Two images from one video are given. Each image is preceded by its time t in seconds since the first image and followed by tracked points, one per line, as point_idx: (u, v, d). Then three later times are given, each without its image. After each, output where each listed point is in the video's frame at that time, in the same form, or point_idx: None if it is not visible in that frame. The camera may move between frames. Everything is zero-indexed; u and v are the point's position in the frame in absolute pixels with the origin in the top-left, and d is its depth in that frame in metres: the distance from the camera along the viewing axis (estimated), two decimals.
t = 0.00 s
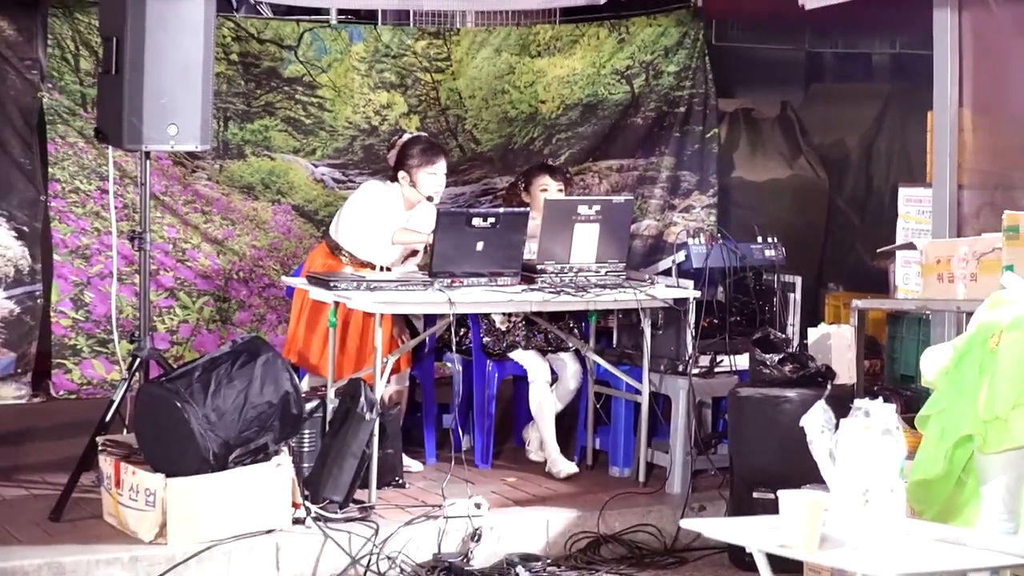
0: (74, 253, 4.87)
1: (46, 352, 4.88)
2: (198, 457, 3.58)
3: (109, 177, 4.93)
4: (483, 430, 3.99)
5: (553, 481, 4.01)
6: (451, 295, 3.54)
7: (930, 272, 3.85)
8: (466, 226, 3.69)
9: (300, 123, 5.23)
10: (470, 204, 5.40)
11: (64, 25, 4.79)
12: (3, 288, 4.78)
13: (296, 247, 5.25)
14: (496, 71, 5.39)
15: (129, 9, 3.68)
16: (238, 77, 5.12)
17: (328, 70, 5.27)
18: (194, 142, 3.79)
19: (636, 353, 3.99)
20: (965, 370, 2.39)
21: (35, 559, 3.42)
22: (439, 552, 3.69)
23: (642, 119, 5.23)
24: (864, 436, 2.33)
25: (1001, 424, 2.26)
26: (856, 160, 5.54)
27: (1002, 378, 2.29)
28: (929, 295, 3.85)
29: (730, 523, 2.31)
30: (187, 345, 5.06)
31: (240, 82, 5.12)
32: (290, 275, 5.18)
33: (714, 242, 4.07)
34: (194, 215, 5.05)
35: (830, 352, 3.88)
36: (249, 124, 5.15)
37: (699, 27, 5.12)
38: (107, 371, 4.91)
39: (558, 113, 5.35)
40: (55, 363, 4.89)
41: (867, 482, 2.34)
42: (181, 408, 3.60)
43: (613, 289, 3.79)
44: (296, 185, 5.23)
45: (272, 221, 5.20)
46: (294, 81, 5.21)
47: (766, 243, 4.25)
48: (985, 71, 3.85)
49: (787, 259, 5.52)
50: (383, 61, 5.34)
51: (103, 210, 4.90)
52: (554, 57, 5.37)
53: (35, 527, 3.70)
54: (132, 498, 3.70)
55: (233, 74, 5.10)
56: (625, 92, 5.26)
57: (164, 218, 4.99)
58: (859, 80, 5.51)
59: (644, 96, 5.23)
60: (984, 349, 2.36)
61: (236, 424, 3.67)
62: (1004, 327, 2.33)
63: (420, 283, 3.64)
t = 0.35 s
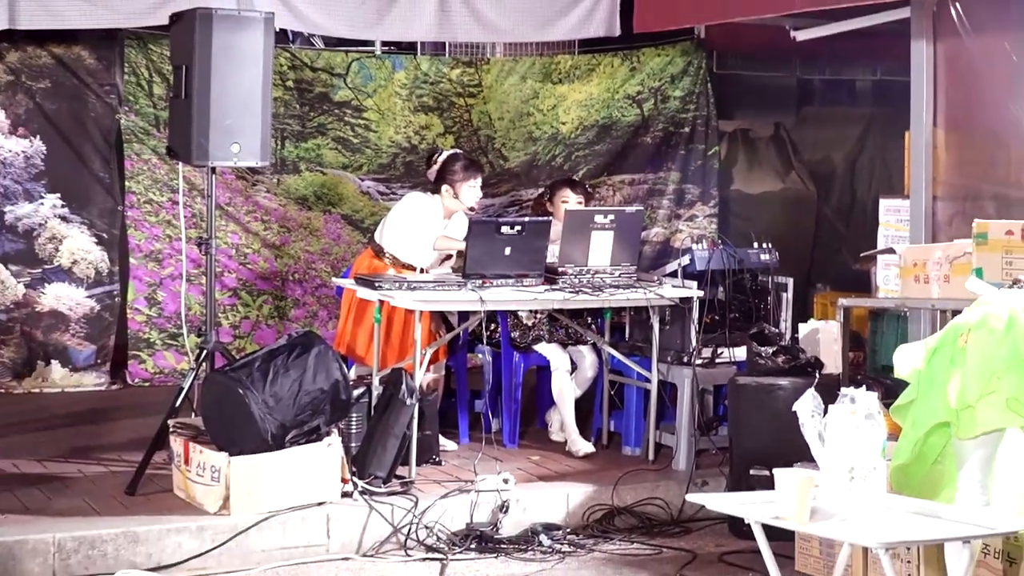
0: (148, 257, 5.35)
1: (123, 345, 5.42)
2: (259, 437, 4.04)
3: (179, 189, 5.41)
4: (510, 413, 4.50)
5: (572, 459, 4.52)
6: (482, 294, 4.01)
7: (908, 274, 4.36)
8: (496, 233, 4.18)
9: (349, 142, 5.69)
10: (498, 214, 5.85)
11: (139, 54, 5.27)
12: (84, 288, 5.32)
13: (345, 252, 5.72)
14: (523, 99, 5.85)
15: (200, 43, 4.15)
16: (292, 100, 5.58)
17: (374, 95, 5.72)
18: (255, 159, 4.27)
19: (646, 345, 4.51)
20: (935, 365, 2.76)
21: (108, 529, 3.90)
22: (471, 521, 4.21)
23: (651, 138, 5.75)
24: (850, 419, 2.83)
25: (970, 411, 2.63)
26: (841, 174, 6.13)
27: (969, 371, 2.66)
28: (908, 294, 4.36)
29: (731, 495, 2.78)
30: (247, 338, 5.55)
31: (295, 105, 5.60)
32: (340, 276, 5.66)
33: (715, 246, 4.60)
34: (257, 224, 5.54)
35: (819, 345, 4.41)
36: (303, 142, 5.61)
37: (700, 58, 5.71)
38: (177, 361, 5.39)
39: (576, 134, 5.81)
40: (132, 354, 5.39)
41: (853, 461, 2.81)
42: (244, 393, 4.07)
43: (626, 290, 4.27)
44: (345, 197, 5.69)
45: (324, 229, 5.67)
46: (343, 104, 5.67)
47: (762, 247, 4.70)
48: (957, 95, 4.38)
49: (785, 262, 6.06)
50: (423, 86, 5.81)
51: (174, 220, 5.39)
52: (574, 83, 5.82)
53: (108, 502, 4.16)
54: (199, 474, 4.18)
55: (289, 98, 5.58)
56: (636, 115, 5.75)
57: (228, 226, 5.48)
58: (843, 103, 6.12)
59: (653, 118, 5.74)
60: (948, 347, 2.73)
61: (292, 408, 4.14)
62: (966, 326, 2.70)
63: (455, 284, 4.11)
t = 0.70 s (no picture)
0: (209, 261, 5.86)
1: (188, 338, 5.91)
2: (309, 420, 4.60)
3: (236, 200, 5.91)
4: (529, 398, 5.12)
5: (584, 440, 5.10)
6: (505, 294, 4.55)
7: (883, 276, 4.91)
8: (517, 240, 4.73)
9: (387, 159, 6.24)
10: (519, 223, 6.42)
11: (200, 81, 5.77)
12: (152, 289, 5.80)
13: (384, 257, 6.26)
14: (540, 120, 6.41)
15: (256, 74, 4.70)
16: (337, 121, 6.13)
17: (408, 118, 6.26)
18: (304, 175, 4.83)
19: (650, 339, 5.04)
20: (903, 360, 3.63)
21: (172, 503, 4.45)
22: (495, 495, 4.76)
23: (654, 156, 6.31)
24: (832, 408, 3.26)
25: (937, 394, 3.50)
26: (823, 188, 6.67)
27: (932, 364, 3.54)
28: (883, 294, 4.91)
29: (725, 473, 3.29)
30: (297, 333, 6.10)
31: (339, 127, 6.15)
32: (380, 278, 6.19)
33: (711, 251, 5.13)
34: (305, 234, 6.08)
35: (803, 338, 5.01)
36: (348, 160, 6.17)
37: (699, 87, 6.23)
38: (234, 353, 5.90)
39: (588, 152, 6.37)
40: (196, 347, 5.92)
41: (834, 443, 3.28)
42: (295, 382, 4.61)
43: (632, 290, 4.80)
44: (384, 208, 6.24)
45: (365, 236, 6.21)
46: (382, 126, 6.22)
47: (753, 252, 5.21)
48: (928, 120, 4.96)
49: (773, 267, 6.60)
50: (453, 112, 6.35)
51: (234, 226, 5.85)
52: (586, 107, 6.37)
53: (174, 480, 4.69)
54: (254, 454, 4.72)
55: (333, 121, 6.13)
56: (640, 136, 6.31)
57: (280, 234, 6.02)
58: (826, 125, 6.65)
59: (656, 137, 6.30)
60: (914, 344, 3.60)
61: (337, 395, 4.69)
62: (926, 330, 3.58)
63: (480, 285, 4.66)
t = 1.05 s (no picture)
0: (267, 266, 6.43)
1: (247, 333, 6.51)
2: (355, 406, 5.21)
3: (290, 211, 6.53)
4: (550, 388, 5.75)
5: (599, 426, 5.72)
6: (528, 294, 5.14)
7: (865, 279, 5.50)
8: (538, 247, 5.34)
9: (424, 176, 6.86)
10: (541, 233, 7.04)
11: (258, 107, 6.36)
12: (216, 290, 6.39)
13: (422, 263, 6.87)
14: (559, 141, 7.05)
15: (309, 102, 5.34)
16: (380, 144, 6.75)
17: (443, 139, 6.88)
18: (350, 190, 5.47)
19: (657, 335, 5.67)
20: (879, 366, 4.14)
21: (233, 480, 5.06)
22: (519, 473, 5.38)
23: (660, 174, 6.98)
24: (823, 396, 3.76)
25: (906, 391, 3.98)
26: (811, 202, 7.36)
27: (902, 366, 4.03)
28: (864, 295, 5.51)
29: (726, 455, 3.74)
30: (344, 330, 6.69)
31: (381, 148, 6.77)
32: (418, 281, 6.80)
33: (710, 257, 5.69)
34: (352, 242, 6.69)
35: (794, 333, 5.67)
36: (389, 177, 6.78)
37: (700, 113, 6.91)
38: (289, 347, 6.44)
39: (601, 170, 7.01)
40: (254, 342, 6.51)
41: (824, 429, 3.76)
42: (343, 373, 5.23)
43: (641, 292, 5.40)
44: (422, 220, 6.87)
45: (405, 244, 6.83)
46: (419, 147, 6.84)
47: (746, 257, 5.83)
48: (906, 140, 5.54)
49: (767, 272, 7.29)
50: (484, 135, 6.98)
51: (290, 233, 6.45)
52: (600, 130, 7.02)
53: (238, 461, 5.31)
54: (306, 438, 5.35)
55: (376, 142, 6.75)
56: (648, 155, 6.97)
57: (331, 242, 6.64)
58: (813, 145, 7.35)
59: (662, 156, 6.97)
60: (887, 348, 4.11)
61: (380, 384, 5.33)
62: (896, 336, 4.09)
63: (506, 287, 5.26)
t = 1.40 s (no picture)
0: (325, 271, 7.21)
1: (308, 330, 7.25)
2: (402, 393, 5.94)
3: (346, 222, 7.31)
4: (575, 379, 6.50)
5: (619, 412, 6.44)
6: (555, 296, 5.83)
7: (857, 282, 6.15)
8: (565, 254, 6.05)
9: (463, 192, 7.60)
10: (567, 242, 7.77)
11: (318, 131, 7.16)
12: (281, 292, 7.15)
13: (462, 268, 7.60)
14: (583, 161, 7.76)
15: (363, 127, 6.08)
16: (425, 163, 7.48)
17: (480, 158, 7.61)
18: (399, 204, 6.22)
19: (669, 332, 6.38)
20: (865, 355, 4.71)
21: (295, 460, 5.80)
22: (547, 454, 6.09)
23: (672, 190, 7.72)
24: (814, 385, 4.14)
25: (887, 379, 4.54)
26: (806, 215, 8.27)
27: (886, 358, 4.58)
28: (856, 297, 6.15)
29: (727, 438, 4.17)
30: (393, 329, 7.42)
31: (426, 167, 7.49)
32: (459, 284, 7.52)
33: (717, 263, 6.48)
34: (400, 250, 7.42)
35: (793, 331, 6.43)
36: (433, 192, 7.52)
37: (707, 136, 7.63)
38: (345, 342, 7.20)
39: (620, 186, 7.73)
40: (314, 338, 7.25)
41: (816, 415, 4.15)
42: (392, 364, 5.95)
43: (655, 294, 6.10)
44: (462, 230, 7.60)
45: (447, 252, 7.56)
46: (459, 166, 7.57)
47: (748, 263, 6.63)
48: (894, 158, 6.18)
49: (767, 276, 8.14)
50: (517, 155, 7.70)
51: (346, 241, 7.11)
52: (618, 151, 7.73)
53: (303, 443, 6.05)
54: (360, 423, 6.10)
55: (421, 162, 7.47)
56: (661, 173, 7.72)
57: (381, 250, 7.37)
58: (808, 164, 8.27)
59: (674, 173, 7.72)
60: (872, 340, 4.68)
61: (424, 374, 6.06)
62: (881, 330, 4.67)
63: (536, 289, 5.95)
